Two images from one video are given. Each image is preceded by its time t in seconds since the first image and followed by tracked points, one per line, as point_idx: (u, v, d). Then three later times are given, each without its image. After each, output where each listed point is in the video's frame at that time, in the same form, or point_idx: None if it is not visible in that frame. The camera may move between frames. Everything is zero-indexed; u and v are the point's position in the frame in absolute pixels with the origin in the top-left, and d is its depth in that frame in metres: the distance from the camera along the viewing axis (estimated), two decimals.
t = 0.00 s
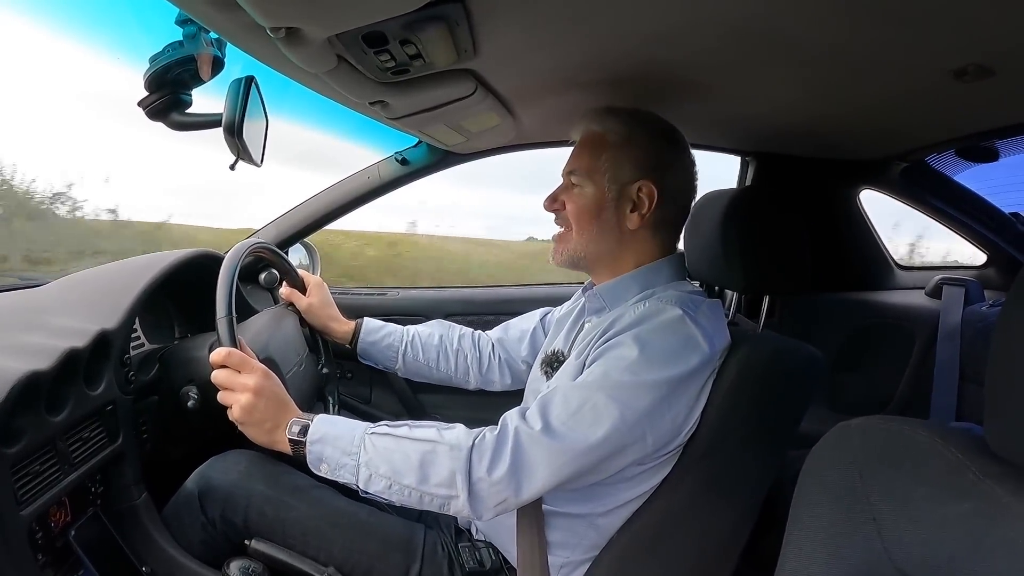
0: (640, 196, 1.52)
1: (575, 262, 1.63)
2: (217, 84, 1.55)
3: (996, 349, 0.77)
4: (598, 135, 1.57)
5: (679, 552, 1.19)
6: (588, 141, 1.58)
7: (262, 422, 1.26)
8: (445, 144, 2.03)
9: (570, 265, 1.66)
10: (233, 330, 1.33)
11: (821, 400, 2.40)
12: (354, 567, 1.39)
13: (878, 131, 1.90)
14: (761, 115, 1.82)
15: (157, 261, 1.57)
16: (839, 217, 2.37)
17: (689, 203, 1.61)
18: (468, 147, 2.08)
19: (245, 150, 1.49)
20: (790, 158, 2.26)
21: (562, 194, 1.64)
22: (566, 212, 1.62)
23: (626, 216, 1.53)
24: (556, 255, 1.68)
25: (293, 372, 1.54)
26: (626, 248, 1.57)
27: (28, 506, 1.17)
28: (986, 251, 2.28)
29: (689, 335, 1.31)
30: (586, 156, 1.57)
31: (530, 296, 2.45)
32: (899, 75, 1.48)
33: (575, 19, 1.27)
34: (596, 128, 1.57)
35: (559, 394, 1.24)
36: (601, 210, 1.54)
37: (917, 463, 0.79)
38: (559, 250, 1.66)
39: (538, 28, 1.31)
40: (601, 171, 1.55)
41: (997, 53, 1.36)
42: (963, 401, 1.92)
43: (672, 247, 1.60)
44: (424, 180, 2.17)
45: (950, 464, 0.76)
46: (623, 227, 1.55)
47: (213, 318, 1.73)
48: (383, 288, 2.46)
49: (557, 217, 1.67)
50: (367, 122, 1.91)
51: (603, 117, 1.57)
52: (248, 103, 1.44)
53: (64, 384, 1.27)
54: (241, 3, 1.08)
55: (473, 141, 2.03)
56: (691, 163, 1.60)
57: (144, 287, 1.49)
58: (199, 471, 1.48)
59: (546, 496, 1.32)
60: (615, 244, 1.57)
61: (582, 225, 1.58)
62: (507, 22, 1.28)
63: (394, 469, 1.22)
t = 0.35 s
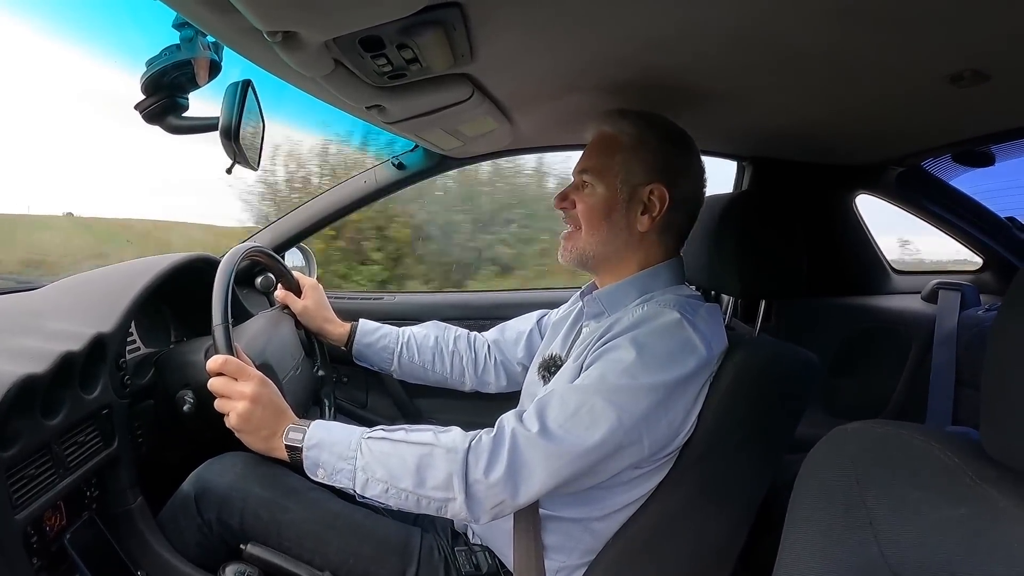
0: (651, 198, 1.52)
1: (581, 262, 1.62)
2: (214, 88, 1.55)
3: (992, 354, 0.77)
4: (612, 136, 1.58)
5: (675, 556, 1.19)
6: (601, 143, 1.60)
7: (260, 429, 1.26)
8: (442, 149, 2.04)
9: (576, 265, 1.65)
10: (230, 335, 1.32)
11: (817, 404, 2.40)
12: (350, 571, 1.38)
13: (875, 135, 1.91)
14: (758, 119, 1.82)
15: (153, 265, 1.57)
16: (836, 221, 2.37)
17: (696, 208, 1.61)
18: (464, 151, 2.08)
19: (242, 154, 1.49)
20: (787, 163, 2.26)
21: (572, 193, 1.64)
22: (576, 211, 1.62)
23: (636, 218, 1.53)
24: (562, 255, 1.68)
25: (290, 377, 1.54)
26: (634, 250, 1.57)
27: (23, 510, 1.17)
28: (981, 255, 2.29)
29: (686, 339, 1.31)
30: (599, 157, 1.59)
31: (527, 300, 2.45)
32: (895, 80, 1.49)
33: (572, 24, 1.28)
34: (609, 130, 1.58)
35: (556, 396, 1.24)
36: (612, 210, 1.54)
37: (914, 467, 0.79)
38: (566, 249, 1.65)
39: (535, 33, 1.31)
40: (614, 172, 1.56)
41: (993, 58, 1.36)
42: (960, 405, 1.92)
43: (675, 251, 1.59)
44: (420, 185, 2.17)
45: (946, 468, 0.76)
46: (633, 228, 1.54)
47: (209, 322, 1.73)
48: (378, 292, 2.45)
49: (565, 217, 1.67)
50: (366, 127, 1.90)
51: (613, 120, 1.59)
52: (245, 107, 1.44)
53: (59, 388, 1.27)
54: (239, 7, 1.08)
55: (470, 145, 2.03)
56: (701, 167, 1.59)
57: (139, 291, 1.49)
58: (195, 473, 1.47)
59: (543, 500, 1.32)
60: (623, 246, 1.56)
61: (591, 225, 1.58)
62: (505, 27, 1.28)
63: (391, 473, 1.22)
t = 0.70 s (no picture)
0: (649, 195, 1.52)
1: (581, 259, 1.62)
2: (217, 87, 1.54)
3: (996, 352, 0.77)
4: (608, 135, 1.58)
5: (678, 555, 1.19)
6: (599, 142, 1.59)
7: (261, 420, 1.26)
8: (445, 148, 2.04)
9: (577, 265, 1.65)
10: (233, 329, 1.33)
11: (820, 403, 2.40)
12: (354, 570, 1.38)
13: (878, 134, 1.91)
14: (761, 118, 1.82)
15: (157, 264, 1.57)
16: (839, 220, 2.37)
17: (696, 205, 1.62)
18: (466, 150, 2.08)
19: (245, 153, 1.49)
20: (790, 162, 2.26)
21: (570, 193, 1.64)
22: (575, 210, 1.62)
23: (635, 215, 1.53)
24: (562, 255, 1.68)
25: (292, 374, 1.54)
26: (633, 247, 1.56)
27: (27, 509, 1.17)
28: (985, 254, 2.30)
29: (689, 336, 1.31)
30: (596, 155, 1.58)
31: (530, 300, 2.46)
32: (898, 78, 1.48)
33: (574, 23, 1.28)
34: (606, 128, 1.58)
35: (558, 393, 1.24)
36: (611, 209, 1.54)
37: (918, 465, 0.79)
38: (566, 249, 1.65)
39: (537, 32, 1.31)
40: (612, 170, 1.55)
41: (996, 56, 1.36)
42: (964, 403, 1.92)
43: (676, 249, 1.60)
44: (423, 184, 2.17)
45: (949, 466, 0.76)
46: (632, 225, 1.54)
47: (212, 321, 1.73)
48: (382, 291, 2.46)
49: (564, 216, 1.67)
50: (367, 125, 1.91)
51: (609, 118, 1.59)
52: (248, 107, 1.44)
53: (62, 387, 1.27)
54: (241, 7, 1.09)
55: (474, 144, 2.03)
56: (698, 165, 1.60)
57: (142, 290, 1.49)
58: (199, 472, 1.48)
59: (546, 498, 1.32)
60: (623, 243, 1.56)
61: (591, 222, 1.58)
62: (507, 26, 1.28)
63: (392, 468, 1.22)
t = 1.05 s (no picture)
0: (662, 205, 1.52)
1: (592, 269, 1.62)
2: (222, 94, 1.54)
3: (1002, 356, 0.76)
4: (615, 145, 1.57)
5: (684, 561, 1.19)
6: (605, 149, 1.59)
7: (274, 437, 1.26)
8: (449, 154, 2.05)
9: (588, 274, 1.65)
10: (238, 342, 1.32)
11: (826, 406, 2.39)
12: None
13: (882, 136, 1.91)
14: (765, 121, 1.82)
15: (162, 270, 1.57)
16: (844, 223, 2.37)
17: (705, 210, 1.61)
18: (472, 156, 2.09)
19: (250, 160, 1.49)
20: (795, 165, 2.25)
21: (579, 203, 1.63)
22: (584, 220, 1.62)
23: (647, 225, 1.53)
24: (571, 263, 1.68)
25: (299, 382, 1.54)
26: (645, 256, 1.57)
27: (33, 516, 1.17)
28: (992, 256, 2.31)
29: (694, 343, 1.31)
30: (605, 167, 1.57)
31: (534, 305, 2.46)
32: (902, 80, 1.48)
33: (577, 28, 1.28)
34: (612, 136, 1.58)
35: (566, 404, 1.24)
36: (623, 220, 1.54)
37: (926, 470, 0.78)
38: (576, 258, 1.65)
39: (541, 36, 1.31)
40: (623, 181, 1.54)
41: (999, 58, 1.36)
42: (970, 406, 1.91)
43: (683, 255, 1.60)
44: (427, 189, 2.19)
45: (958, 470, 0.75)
46: (645, 235, 1.54)
47: (218, 327, 1.73)
48: (387, 297, 2.46)
49: (572, 225, 1.66)
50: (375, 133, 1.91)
51: (615, 125, 1.58)
52: (253, 112, 1.44)
53: (68, 394, 1.27)
54: (246, 15, 1.09)
55: (478, 150, 2.03)
56: (708, 167, 1.59)
57: (148, 297, 1.49)
58: (204, 478, 1.47)
59: (553, 505, 1.32)
60: (635, 252, 1.56)
61: (602, 233, 1.57)
62: (510, 31, 1.28)
63: (402, 482, 1.22)
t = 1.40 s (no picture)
0: (655, 193, 1.52)
1: (591, 263, 1.61)
2: (223, 91, 1.54)
3: (1006, 347, 0.76)
4: (609, 137, 1.56)
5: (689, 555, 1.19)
6: (600, 143, 1.58)
7: (275, 429, 1.27)
8: (451, 150, 2.05)
9: (587, 269, 1.64)
10: (241, 335, 1.33)
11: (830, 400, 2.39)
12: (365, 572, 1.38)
13: (885, 130, 1.90)
14: (766, 115, 1.81)
15: (165, 268, 1.57)
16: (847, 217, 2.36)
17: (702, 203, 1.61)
18: (474, 152, 2.09)
19: (252, 157, 1.49)
20: (797, 158, 2.25)
21: (575, 197, 1.62)
22: (581, 214, 1.62)
23: (641, 214, 1.53)
24: (570, 260, 1.67)
25: (302, 378, 1.55)
26: (642, 247, 1.56)
27: (38, 514, 1.18)
28: (995, 249, 2.30)
29: (696, 335, 1.31)
30: (600, 158, 1.57)
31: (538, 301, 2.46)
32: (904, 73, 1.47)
33: (578, 23, 1.27)
34: (607, 130, 1.57)
35: (568, 395, 1.23)
36: (617, 210, 1.54)
37: (930, 462, 0.78)
38: (575, 254, 1.64)
39: (542, 32, 1.31)
40: (616, 171, 1.54)
41: (1001, 50, 1.35)
42: (974, 399, 1.91)
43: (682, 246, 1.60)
44: (430, 185, 2.19)
45: (963, 463, 0.75)
46: (640, 225, 1.54)
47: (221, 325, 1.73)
48: (390, 294, 2.47)
49: (570, 220, 1.66)
50: (375, 129, 1.92)
51: (607, 120, 1.57)
52: (254, 111, 1.44)
53: (72, 393, 1.28)
54: (247, 13, 1.09)
55: (480, 145, 2.03)
56: (702, 160, 1.59)
57: (151, 295, 1.49)
58: (210, 475, 1.48)
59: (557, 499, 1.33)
60: (632, 243, 1.56)
61: (597, 225, 1.57)
62: (510, 26, 1.28)
63: (404, 473, 1.22)
